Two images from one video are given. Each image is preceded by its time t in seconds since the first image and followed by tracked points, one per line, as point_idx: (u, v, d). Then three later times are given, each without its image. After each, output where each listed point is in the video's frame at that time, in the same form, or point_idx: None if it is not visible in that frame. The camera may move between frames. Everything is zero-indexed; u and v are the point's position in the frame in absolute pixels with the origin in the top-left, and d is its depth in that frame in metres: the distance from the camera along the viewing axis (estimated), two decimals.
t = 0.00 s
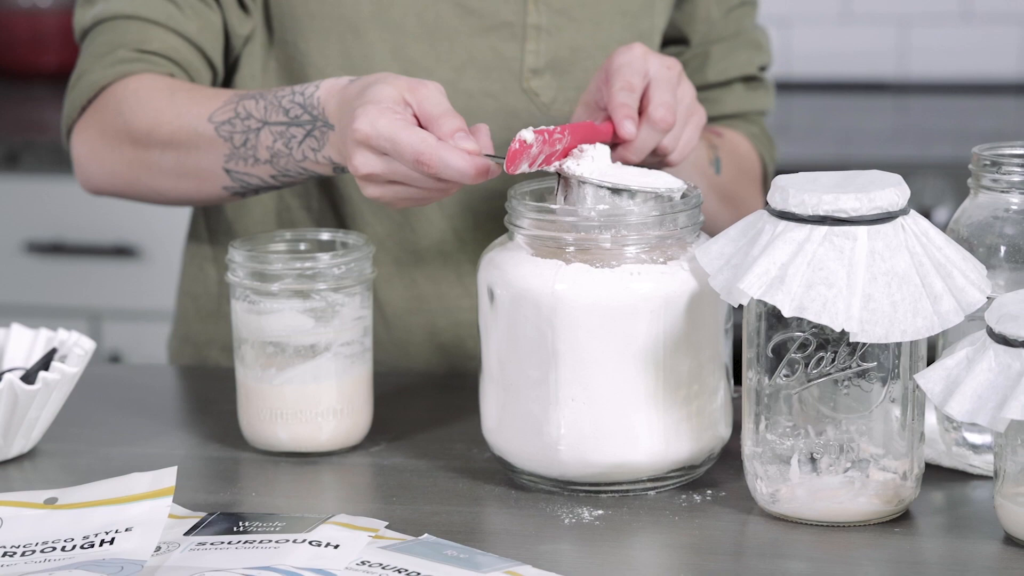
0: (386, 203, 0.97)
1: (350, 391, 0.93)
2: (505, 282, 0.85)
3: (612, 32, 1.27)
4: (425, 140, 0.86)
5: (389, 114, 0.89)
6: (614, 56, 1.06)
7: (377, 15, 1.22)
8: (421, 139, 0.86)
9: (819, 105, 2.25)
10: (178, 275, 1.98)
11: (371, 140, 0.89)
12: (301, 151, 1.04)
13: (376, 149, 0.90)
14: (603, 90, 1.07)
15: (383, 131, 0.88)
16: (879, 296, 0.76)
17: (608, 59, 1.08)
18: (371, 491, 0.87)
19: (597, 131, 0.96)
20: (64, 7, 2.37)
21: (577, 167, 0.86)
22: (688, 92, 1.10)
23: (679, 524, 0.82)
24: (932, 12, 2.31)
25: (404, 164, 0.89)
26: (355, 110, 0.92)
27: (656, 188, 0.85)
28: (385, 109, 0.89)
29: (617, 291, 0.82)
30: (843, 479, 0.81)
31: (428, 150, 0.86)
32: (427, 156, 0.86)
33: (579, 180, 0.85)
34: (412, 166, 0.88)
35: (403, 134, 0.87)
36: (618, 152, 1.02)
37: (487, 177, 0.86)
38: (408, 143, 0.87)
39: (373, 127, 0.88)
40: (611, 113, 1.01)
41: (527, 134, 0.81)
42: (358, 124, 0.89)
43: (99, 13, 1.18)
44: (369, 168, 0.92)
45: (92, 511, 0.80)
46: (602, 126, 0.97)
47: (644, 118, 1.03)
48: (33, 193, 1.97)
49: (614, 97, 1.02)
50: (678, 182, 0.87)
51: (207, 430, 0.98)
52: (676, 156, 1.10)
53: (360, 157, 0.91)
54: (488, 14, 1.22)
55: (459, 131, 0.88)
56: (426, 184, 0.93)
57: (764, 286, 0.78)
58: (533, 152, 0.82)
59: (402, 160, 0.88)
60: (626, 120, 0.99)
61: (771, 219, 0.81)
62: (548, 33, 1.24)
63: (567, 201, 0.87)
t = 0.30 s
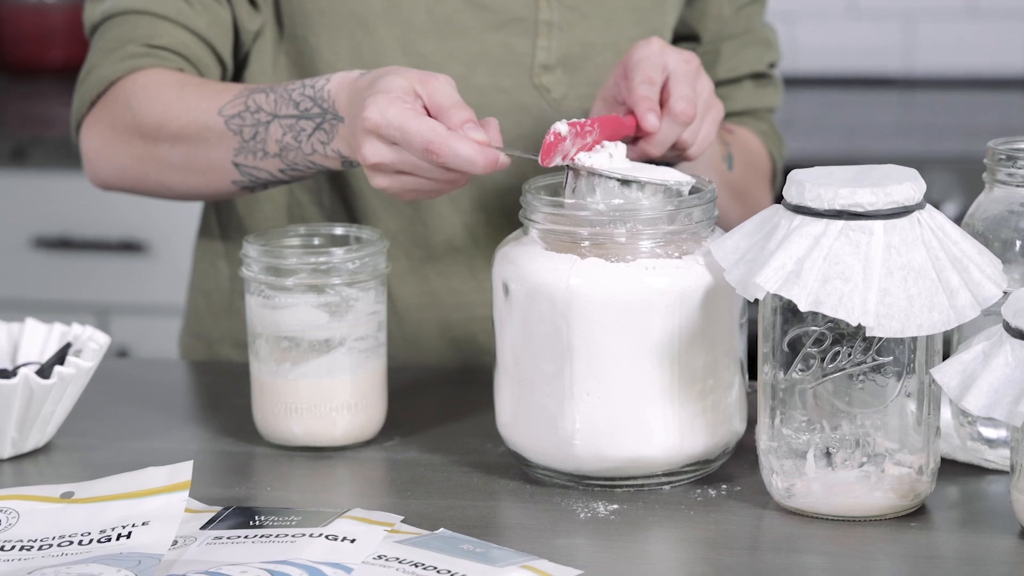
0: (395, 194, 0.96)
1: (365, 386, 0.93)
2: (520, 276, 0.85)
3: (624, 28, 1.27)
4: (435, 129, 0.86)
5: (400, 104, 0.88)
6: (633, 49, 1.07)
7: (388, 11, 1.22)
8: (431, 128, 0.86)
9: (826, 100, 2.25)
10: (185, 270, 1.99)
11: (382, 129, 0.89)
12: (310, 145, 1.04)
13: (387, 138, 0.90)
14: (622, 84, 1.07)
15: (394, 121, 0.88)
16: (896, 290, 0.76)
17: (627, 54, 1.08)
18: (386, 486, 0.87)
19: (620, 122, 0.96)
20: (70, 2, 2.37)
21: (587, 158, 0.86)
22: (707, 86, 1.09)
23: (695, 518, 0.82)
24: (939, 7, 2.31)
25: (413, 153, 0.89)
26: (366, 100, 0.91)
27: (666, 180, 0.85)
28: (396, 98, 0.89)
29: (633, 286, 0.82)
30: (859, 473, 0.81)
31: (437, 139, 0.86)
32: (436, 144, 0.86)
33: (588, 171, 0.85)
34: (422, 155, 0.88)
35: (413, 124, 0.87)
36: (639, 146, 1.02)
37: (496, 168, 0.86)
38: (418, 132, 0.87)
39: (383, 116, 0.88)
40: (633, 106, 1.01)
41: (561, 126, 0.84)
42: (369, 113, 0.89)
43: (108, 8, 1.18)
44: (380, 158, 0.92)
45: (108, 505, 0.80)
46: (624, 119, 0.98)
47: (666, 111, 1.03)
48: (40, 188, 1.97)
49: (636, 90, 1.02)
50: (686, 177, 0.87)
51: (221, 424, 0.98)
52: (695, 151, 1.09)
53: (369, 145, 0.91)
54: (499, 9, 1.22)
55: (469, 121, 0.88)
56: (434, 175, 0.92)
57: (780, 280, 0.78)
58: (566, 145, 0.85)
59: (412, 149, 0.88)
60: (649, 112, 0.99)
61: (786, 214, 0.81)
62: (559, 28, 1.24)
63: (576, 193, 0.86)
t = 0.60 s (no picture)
0: (388, 191, 0.96)
1: (377, 382, 0.93)
2: (533, 273, 0.85)
3: (634, 24, 1.26)
4: (429, 127, 0.86)
5: (395, 101, 0.89)
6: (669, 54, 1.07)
7: (398, 8, 1.22)
8: (426, 126, 0.86)
9: (833, 97, 2.25)
10: (193, 266, 1.99)
11: (377, 127, 0.89)
12: (306, 141, 1.04)
13: (382, 136, 0.90)
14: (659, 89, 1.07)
15: (388, 119, 0.88)
16: (909, 287, 0.76)
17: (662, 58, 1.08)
18: (398, 482, 0.87)
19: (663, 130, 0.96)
20: None
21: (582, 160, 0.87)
22: (742, 89, 1.08)
23: (708, 515, 0.82)
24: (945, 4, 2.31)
25: (408, 150, 0.89)
26: (360, 97, 0.91)
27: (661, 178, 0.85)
28: (391, 96, 0.89)
29: (647, 283, 0.82)
30: (873, 470, 0.81)
31: (432, 138, 0.86)
32: (430, 143, 0.86)
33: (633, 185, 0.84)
34: (415, 152, 0.88)
35: (407, 121, 0.87)
36: (680, 151, 1.02)
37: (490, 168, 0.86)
38: (412, 129, 0.87)
39: (378, 114, 0.89)
40: (674, 114, 1.01)
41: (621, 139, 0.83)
42: (363, 111, 0.89)
43: (111, 4, 1.19)
44: (373, 156, 0.92)
45: (123, 502, 0.81)
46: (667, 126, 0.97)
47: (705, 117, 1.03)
48: (49, 184, 1.97)
49: (677, 97, 1.01)
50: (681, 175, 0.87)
51: (233, 421, 0.98)
52: (732, 156, 1.09)
53: (364, 142, 0.91)
54: (509, 6, 1.22)
55: (462, 119, 0.88)
56: (427, 172, 0.92)
57: (794, 277, 0.78)
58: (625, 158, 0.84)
59: (407, 146, 0.88)
60: (692, 119, 0.99)
61: (800, 211, 0.81)
62: (570, 26, 1.24)
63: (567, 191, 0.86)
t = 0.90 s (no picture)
0: (386, 185, 0.96)
1: (389, 379, 0.93)
2: (545, 269, 0.85)
3: (645, 20, 1.26)
4: (431, 120, 0.86)
5: (394, 94, 0.89)
6: (699, 40, 1.09)
7: (409, 6, 1.21)
8: (427, 119, 0.86)
9: (840, 93, 2.25)
10: (201, 263, 2.00)
11: (377, 120, 0.89)
12: (305, 135, 1.05)
13: (382, 129, 0.90)
14: (690, 76, 1.08)
15: (389, 111, 0.88)
16: (922, 283, 0.76)
17: (692, 44, 1.10)
18: (410, 478, 0.87)
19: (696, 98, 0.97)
20: None
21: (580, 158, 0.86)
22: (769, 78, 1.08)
23: (720, 511, 0.82)
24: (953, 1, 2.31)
25: (407, 144, 0.89)
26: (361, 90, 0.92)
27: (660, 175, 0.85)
28: (390, 89, 0.90)
29: (660, 279, 0.82)
30: (885, 467, 0.81)
31: (432, 130, 0.86)
32: (431, 135, 0.86)
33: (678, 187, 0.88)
34: (415, 146, 0.88)
35: (408, 114, 0.87)
36: (708, 130, 1.02)
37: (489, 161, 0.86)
38: (412, 122, 0.87)
39: (379, 107, 0.89)
40: (707, 89, 1.01)
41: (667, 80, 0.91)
42: (364, 104, 0.89)
43: None
44: (374, 149, 0.92)
45: (135, 498, 0.81)
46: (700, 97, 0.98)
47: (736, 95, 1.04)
48: (57, 180, 1.98)
49: (710, 74, 1.03)
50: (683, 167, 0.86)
51: (245, 416, 0.98)
52: (758, 143, 1.08)
53: (364, 136, 0.91)
54: (522, 4, 1.22)
55: (462, 113, 0.88)
56: (427, 166, 0.92)
57: (807, 273, 0.78)
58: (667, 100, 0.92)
59: (406, 140, 0.88)
60: (725, 94, 0.99)
61: (813, 207, 0.80)
62: (582, 22, 1.24)
63: (567, 185, 0.86)
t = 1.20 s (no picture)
0: (396, 173, 0.97)
1: (398, 376, 0.93)
2: (555, 265, 0.85)
3: (657, 17, 1.27)
4: (436, 109, 0.86)
5: (400, 84, 0.89)
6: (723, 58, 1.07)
7: (419, 3, 1.21)
8: (433, 108, 0.86)
9: (846, 91, 2.25)
10: (207, 260, 2.00)
11: (383, 109, 0.90)
12: (314, 128, 1.04)
13: (388, 118, 0.90)
14: (714, 93, 1.07)
15: (395, 100, 0.88)
16: (933, 280, 0.76)
17: (715, 59, 1.08)
18: (420, 475, 0.87)
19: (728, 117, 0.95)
20: None
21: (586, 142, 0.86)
22: (793, 98, 1.08)
23: (731, 508, 0.82)
24: None
25: (414, 133, 0.89)
26: (366, 80, 0.92)
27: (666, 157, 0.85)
28: (395, 79, 0.90)
29: (670, 275, 0.82)
30: (896, 463, 0.81)
31: (438, 120, 0.85)
32: (436, 124, 0.86)
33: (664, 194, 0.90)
34: (421, 135, 0.88)
35: (413, 102, 0.87)
36: (733, 146, 1.01)
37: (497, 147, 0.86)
38: (417, 112, 0.87)
39: (384, 97, 0.89)
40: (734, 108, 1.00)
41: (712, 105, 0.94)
42: (369, 94, 0.90)
43: None
44: (381, 138, 0.92)
45: (146, 494, 0.81)
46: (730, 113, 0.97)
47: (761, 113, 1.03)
48: (65, 177, 1.99)
49: (736, 92, 1.02)
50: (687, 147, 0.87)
51: (255, 413, 0.98)
52: (781, 161, 1.08)
53: (370, 125, 0.92)
54: (533, 1, 1.22)
55: (468, 100, 0.88)
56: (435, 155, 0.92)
57: (818, 269, 0.78)
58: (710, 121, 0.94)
59: (413, 129, 0.88)
60: (754, 112, 0.98)
61: (824, 204, 0.80)
62: (593, 20, 1.24)
63: (575, 171, 0.86)
